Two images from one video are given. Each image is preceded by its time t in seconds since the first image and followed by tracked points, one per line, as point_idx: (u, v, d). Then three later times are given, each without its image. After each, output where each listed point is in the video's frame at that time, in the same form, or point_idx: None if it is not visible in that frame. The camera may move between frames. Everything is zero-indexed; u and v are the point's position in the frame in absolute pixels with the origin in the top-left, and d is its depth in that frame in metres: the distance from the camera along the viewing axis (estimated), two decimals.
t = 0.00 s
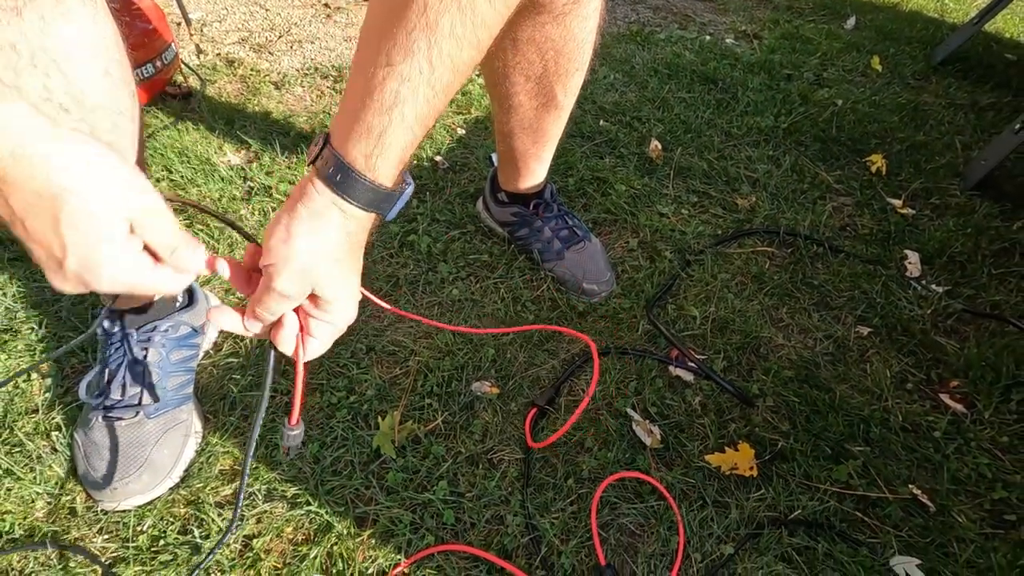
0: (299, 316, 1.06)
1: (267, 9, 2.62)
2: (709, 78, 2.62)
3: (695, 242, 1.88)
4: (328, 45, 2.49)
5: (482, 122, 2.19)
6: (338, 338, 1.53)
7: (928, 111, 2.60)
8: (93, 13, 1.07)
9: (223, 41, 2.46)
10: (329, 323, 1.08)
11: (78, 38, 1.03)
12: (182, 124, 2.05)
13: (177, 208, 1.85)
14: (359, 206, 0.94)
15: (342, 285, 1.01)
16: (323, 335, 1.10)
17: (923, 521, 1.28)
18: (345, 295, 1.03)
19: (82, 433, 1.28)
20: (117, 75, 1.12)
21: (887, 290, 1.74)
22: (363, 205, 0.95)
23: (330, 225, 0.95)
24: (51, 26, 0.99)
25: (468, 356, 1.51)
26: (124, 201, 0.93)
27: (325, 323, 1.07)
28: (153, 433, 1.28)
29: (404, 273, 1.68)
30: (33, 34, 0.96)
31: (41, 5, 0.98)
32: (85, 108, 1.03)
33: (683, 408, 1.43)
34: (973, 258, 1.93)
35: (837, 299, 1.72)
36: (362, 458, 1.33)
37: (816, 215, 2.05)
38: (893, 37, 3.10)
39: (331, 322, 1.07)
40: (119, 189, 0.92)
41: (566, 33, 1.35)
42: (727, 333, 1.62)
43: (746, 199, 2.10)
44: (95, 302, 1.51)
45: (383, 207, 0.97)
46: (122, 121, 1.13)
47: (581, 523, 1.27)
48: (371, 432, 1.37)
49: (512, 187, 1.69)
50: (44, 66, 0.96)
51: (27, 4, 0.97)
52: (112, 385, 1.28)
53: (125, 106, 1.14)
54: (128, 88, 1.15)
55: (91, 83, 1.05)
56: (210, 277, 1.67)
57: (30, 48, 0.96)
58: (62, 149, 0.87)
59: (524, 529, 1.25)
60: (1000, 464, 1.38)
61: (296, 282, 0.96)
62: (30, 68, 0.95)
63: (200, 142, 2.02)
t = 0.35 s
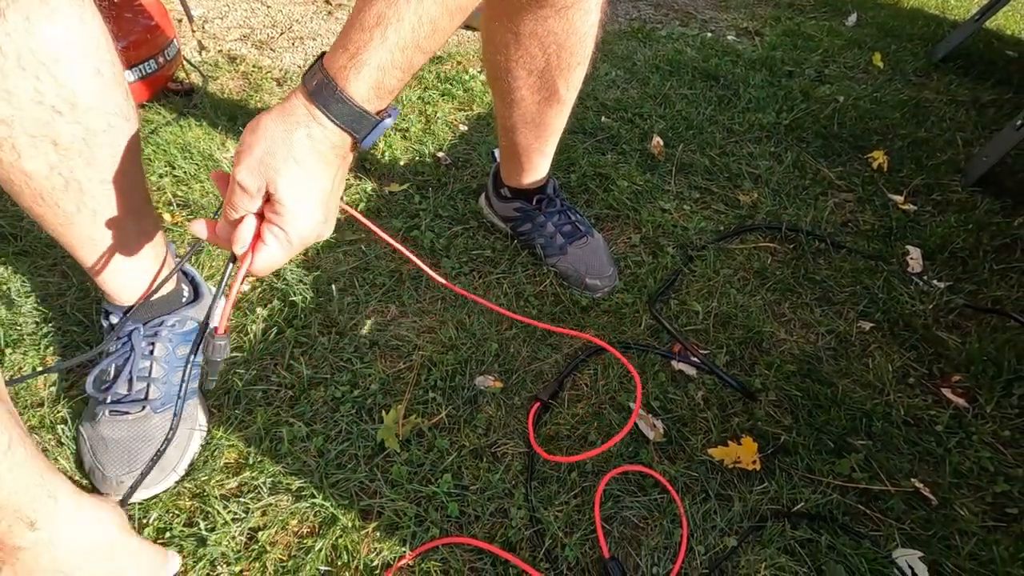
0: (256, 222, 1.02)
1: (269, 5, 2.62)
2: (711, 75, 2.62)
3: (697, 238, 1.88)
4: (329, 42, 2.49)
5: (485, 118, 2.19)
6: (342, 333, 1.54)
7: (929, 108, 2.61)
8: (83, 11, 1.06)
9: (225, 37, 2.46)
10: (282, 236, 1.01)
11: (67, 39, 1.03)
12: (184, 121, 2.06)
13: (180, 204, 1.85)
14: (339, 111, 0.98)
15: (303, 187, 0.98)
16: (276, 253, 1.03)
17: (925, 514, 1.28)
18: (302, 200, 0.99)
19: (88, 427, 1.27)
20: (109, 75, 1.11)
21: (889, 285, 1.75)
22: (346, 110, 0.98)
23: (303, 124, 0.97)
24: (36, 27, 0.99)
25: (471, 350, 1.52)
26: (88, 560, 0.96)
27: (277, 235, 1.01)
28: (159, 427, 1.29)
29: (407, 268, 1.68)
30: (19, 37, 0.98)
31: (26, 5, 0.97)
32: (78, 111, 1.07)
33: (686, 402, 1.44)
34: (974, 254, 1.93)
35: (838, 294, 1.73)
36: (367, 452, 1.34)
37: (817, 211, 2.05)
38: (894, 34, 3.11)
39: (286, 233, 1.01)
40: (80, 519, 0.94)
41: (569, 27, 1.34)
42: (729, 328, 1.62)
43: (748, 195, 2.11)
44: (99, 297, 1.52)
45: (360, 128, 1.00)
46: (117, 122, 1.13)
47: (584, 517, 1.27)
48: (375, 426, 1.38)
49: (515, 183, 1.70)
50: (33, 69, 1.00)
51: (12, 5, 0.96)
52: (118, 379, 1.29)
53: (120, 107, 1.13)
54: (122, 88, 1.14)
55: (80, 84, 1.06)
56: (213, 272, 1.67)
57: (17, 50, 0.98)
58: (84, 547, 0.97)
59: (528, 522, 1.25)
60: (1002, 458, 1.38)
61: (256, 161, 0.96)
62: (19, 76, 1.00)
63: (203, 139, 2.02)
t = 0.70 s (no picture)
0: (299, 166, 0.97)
1: (268, 4, 2.61)
2: (713, 73, 2.61)
3: (699, 236, 1.87)
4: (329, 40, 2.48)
5: (486, 117, 2.18)
6: (342, 332, 1.52)
7: (932, 105, 2.59)
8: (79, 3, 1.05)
9: (225, 36, 2.45)
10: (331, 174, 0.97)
11: (62, 32, 1.02)
12: (183, 119, 2.05)
13: (179, 204, 1.85)
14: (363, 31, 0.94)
15: (348, 113, 0.94)
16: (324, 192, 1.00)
17: (931, 515, 1.27)
18: (348, 128, 0.94)
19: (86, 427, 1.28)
20: (105, 69, 1.10)
21: (893, 284, 1.73)
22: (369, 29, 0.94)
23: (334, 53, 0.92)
24: (33, 19, 0.98)
25: (472, 350, 1.51)
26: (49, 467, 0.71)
27: (326, 174, 0.97)
28: (157, 427, 1.27)
29: (407, 267, 1.67)
30: (15, 30, 0.97)
31: None
32: (75, 105, 1.06)
33: (689, 402, 1.42)
34: (979, 252, 1.92)
35: (842, 293, 1.71)
36: (367, 453, 1.33)
37: (821, 209, 2.04)
38: (897, 31, 3.09)
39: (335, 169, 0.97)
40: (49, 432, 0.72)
41: (559, 16, 1.32)
42: (732, 327, 1.61)
43: (751, 194, 2.09)
44: (98, 297, 1.51)
45: (394, 49, 0.97)
46: (114, 116, 1.12)
47: (587, 518, 1.26)
48: (375, 426, 1.37)
49: (514, 181, 1.69)
50: (30, 61, 0.99)
51: None
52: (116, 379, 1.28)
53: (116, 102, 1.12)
54: (118, 83, 1.13)
55: (77, 78, 1.05)
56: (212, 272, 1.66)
57: (13, 42, 0.97)
58: None
59: (530, 523, 1.24)
60: (1008, 458, 1.37)
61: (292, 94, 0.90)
62: (15, 68, 0.98)
63: (202, 138, 2.01)
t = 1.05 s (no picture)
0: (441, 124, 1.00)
1: (271, 6, 2.60)
2: (717, 75, 2.59)
3: (705, 239, 1.85)
4: (332, 42, 2.47)
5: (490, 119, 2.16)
6: (345, 338, 1.51)
7: (939, 106, 2.57)
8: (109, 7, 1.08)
9: (228, 39, 2.44)
10: (470, 125, 0.98)
11: (92, 33, 1.05)
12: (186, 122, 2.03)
13: (182, 208, 1.84)
14: None
15: (494, 50, 1.00)
16: (465, 151, 0.98)
17: (942, 523, 1.25)
18: (493, 67, 1.00)
19: (87, 437, 1.25)
20: (128, 71, 1.13)
21: (902, 288, 1.72)
22: None
23: None
24: (64, 21, 1.01)
25: (476, 356, 1.49)
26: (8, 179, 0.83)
27: (467, 125, 0.97)
28: (160, 434, 1.27)
29: (411, 271, 1.66)
30: (47, 31, 1.00)
31: None
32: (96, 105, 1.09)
33: (696, 409, 1.41)
34: (988, 255, 1.90)
35: (850, 297, 1.70)
36: (371, 460, 1.31)
37: (828, 212, 2.02)
38: (903, 31, 3.07)
39: (473, 120, 0.98)
40: None
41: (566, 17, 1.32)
42: (739, 332, 1.59)
43: (756, 196, 2.08)
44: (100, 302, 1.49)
45: None
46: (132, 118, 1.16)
47: (594, 527, 1.24)
48: (379, 434, 1.35)
49: (520, 183, 1.68)
50: (58, 62, 1.03)
51: None
52: (120, 386, 1.28)
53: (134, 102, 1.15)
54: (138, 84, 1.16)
55: (100, 79, 1.08)
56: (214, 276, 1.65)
57: (44, 43, 1.01)
58: None
59: (536, 532, 1.23)
60: (1020, 465, 1.35)
61: (440, 27, 1.00)
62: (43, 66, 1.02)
63: (205, 141, 2.00)
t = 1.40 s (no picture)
0: (489, 105, 1.01)
1: (275, 10, 2.59)
2: (723, 77, 2.58)
3: (712, 244, 1.84)
4: (335, 46, 2.46)
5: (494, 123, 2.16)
6: (350, 346, 1.50)
7: (947, 108, 2.55)
8: (128, 14, 1.07)
9: (232, 43, 2.44)
10: (519, 111, 1.00)
11: (114, 39, 1.04)
12: (190, 127, 2.02)
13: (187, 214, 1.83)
14: None
15: (543, 32, 1.02)
16: (515, 138, 1.00)
17: (955, 535, 1.24)
18: (541, 51, 1.02)
19: (92, 446, 1.25)
20: (146, 77, 1.10)
21: (911, 293, 1.70)
22: None
23: None
24: (88, 27, 1.00)
25: (482, 363, 1.48)
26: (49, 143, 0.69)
27: (518, 111, 1.00)
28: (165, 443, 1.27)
29: (416, 277, 1.65)
30: (71, 36, 0.99)
31: (81, 6, 0.99)
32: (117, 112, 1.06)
33: (703, 417, 1.40)
34: (998, 259, 1.88)
35: (858, 303, 1.68)
36: (376, 470, 1.31)
37: (835, 216, 2.01)
38: (910, 33, 3.06)
39: (523, 106, 1.00)
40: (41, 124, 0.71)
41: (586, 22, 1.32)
42: (746, 338, 1.58)
43: (763, 200, 2.06)
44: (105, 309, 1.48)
45: None
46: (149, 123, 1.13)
47: (601, 537, 1.23)
48: (384, 443, 1.34)
49: (524, 189, 1.67)
50: (81, 68, 1.00)
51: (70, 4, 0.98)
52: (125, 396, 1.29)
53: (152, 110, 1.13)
54: (156, 91, 1.13)
55: (121, 85, 1.05)
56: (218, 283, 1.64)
57: (68, 48, 0.98)
58: None
59: (544, 543, 1.22)
60: None
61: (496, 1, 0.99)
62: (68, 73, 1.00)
63: (209, 146, 2.00)
